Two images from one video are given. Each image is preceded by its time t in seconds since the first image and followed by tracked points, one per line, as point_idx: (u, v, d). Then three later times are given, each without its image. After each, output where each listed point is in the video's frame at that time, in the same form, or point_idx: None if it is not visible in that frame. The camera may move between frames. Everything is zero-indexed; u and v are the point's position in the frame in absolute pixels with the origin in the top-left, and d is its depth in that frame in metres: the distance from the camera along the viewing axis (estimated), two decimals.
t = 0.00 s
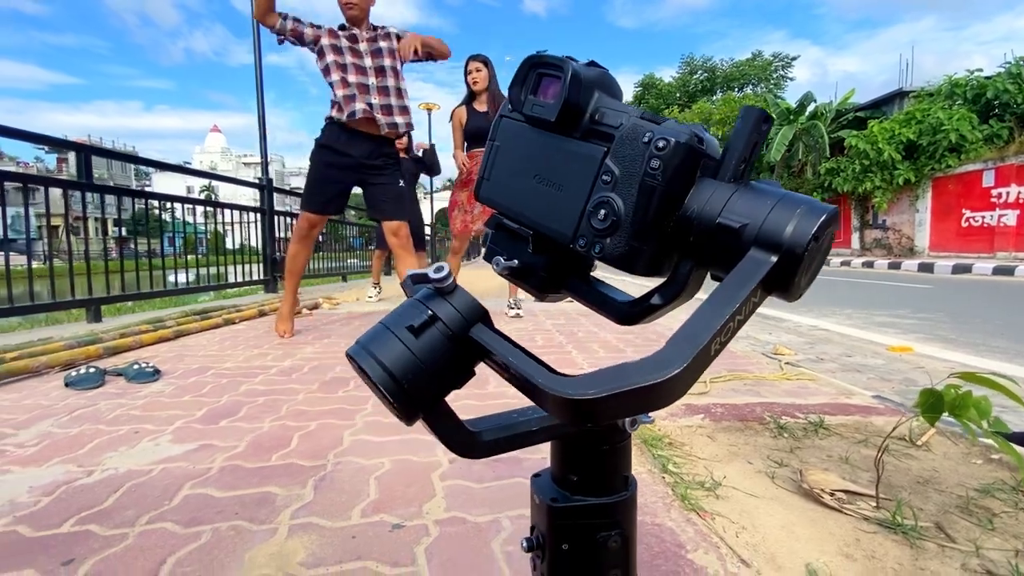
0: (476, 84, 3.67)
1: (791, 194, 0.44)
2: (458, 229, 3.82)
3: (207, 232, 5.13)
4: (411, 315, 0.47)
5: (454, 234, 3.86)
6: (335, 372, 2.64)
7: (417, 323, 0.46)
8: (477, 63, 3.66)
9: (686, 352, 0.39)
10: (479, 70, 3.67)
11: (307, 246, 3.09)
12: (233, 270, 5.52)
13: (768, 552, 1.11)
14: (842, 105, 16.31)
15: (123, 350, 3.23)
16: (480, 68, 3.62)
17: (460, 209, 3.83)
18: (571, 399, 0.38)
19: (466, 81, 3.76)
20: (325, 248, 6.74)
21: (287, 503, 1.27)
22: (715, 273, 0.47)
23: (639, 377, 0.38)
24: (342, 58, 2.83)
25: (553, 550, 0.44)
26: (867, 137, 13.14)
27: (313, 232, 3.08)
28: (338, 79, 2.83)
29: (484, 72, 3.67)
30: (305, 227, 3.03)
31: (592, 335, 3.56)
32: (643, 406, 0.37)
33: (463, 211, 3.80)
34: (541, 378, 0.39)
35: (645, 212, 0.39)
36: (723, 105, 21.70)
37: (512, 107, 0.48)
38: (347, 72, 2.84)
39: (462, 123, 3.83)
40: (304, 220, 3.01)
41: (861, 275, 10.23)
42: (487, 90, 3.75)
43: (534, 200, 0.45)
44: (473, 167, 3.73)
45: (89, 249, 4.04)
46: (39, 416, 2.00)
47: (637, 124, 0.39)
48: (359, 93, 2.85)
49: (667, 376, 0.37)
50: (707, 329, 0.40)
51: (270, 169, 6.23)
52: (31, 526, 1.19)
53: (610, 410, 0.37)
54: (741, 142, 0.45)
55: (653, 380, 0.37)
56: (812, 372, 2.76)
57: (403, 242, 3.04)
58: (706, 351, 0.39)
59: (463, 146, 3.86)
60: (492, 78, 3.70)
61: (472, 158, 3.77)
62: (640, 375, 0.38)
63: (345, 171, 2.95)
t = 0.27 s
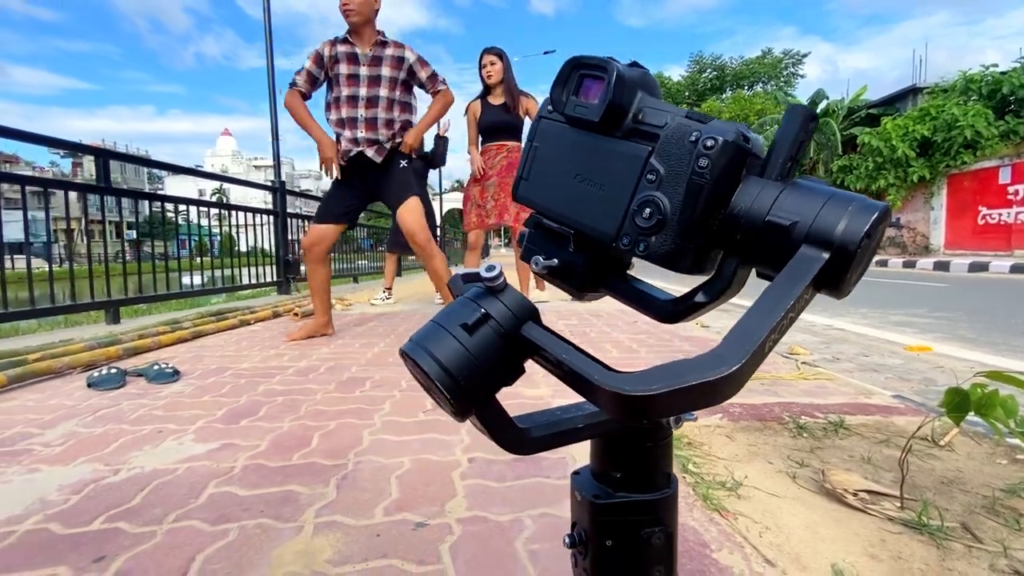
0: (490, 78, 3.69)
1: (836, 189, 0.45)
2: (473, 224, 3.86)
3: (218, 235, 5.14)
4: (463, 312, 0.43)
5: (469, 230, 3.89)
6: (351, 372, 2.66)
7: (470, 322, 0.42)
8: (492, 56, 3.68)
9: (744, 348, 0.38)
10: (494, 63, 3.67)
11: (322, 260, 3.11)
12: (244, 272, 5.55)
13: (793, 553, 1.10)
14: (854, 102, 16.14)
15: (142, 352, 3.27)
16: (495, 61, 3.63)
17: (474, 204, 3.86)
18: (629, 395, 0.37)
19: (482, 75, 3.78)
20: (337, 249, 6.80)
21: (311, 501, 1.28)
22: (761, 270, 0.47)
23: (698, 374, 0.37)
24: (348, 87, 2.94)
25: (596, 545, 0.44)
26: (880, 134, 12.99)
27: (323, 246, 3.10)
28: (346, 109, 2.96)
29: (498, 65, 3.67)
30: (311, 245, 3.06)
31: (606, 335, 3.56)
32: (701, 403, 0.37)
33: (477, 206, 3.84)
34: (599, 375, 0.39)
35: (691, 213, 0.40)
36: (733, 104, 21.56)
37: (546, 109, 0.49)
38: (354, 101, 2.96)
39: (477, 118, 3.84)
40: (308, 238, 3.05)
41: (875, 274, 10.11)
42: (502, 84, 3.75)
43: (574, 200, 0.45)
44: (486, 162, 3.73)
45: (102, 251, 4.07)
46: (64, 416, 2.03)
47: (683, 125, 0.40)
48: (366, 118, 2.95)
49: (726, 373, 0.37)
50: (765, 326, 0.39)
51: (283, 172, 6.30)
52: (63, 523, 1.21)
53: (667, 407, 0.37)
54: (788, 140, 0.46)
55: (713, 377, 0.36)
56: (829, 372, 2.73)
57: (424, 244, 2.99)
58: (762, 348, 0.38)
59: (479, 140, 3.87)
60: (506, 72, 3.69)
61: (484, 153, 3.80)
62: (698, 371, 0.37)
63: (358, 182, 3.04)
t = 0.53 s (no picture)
0: (496, 82, 3.66)
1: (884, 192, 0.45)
2: (478, 225, 3.86)
3: (231, 237, 5.18)
4: (507, 318, 0.43)
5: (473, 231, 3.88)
6: (366, 374, 2.68)
7: (520, 327, 0.42)
8: (499, 58, 3.64)
9: (794, 354, 0.39)
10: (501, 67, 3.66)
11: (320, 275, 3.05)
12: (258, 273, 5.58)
13: (818, 556, 1.09)
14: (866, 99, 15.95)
15: (160, 353, 3.32)
16: (501, 64, 3.61)
17: (478, 205, 3.87)
18: (680, 400, 0.38)
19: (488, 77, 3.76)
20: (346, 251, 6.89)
21: (333, 502, 1.29)
22: (804, 274, 0.47)
23: (750, 379, 0.38)
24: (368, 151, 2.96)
25: (634, 549, 0.45)
26: (894, 131, 12.82)
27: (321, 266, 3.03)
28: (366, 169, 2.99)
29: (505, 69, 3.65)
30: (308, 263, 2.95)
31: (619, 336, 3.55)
32: (753, 407, 0.37)
33: (480, 207, 3.83)
34: (648, 380, 0.39)
35: (731, 219, 0.41)
36: (743, 102, 21.40)
37: (582, 115, 0.49)
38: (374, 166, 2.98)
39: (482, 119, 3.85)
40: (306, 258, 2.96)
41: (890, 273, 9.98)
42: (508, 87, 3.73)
43: (611, 204, 0.45)
44: (489, 162, 3.74)
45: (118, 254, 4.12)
46: (87, 417, 2.06)
47: (724, 129, 0.41)
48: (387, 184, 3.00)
49: (779, 378, 0.37)
50: (813, 332, 0.40)
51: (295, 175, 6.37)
52: (92, 523, 1.23)
53: (719, 410, 0.37)
54: (836, 144, 0.46)
55: (766, 381, 0.37)
56: (846, 372, 2.70)
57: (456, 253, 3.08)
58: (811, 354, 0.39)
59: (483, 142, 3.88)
60: (513, 74, 3.68)
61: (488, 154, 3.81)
62: (750, 376, 0.38)
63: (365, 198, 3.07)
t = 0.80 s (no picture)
0: (504, 84, 3.67)
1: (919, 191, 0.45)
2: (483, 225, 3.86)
3: (242, 239, 5.23)
4: (542, 318, 0.43)
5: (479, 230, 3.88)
6: (380, 374, 2.69)
7: (555, 328, 0.42)
8: (506, 61, 3.64)
9: (833, 353, 0.39)
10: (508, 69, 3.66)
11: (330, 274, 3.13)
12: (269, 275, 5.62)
13: (840, 557, 1.09)
14: (880, 96, 15.76)
15: (177, 354, 3.36)
16: (507, 66, 3.61)
17: (484, 205, 3.85)
18: (720, 398, 0.38)
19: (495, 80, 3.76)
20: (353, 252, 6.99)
21: (351, 501, 1.31)
22: (838, 272, 0.47)
23: (791, 377, 0.38)
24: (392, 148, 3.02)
25: (664, 548, 0.45)
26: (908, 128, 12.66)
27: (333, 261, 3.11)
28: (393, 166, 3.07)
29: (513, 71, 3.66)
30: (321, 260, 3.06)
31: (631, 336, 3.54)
32: (794, 405, 0.38)
33: (486, 207, 3.82)
34: (689, 380, 0.39)
35: (763, 220, 0.41)
36: (753, 100, 21.24)
37: (609, 116, 0.50)
38: (398, 163, 3.05)
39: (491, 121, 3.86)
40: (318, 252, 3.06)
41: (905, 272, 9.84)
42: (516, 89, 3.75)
43: (639, 205, 0.45)
44: (496, 162, 3.74)
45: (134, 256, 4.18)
46: (108, 417, 2.10)
47: (757, 130, 0.41)
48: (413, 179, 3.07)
49: (821, 377, 0.37)
50: (853, 331, 0.40)
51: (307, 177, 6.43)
52: (116, 521, 1.25)
53: (760, 409, 0.38)
54: (867, 142, 0.46)
55: (809, 380, 0.37)
56: (863, 372, 2.67)
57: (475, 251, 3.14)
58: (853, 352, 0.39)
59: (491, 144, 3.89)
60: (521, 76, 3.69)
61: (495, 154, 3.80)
62: (791, 375, 0.38)
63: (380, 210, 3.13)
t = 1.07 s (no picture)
0: (512, 87, 3.67)
1: (952, 193, 0.45)
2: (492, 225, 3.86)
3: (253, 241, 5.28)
4: (572, 320, 0.44)
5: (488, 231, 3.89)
6: (393, 375, 2.71)
7: (585, 328, 0.43)
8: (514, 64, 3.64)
9: (868, 354, 0.40)
10: (516, 71, 3.66)
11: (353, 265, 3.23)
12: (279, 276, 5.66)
13: (859, 560, 1.08)
14: (893, 93, 15.57)
15: (192, 355, 3.41)
16: (516, 69, 3.60)
17: (494, 205, 3.88)
18: (754, 399, 0.39)
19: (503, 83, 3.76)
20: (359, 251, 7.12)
21: (368, 500, 1.32)
22: (869, 273, 0.47)
23: (825, 379, 0.39)
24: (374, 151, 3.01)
25: (690, 548, 0.45)
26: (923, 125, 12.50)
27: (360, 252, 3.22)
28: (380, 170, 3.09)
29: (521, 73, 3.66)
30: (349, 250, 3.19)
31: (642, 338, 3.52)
32: (828, 406, 0.38)
33: (497, 208, 3.84)
34: (723, 382, 0.40)
35: (791, 222, 0.41)
36: (763, 98, 21.12)
37: (635, 117, 0.50)
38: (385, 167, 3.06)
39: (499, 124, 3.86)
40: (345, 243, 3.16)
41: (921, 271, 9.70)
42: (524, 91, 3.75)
43: (665, 207, 0.45)
44: (506, 163, 3.76)
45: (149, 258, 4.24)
46: (127, 417, 2.13)
47: (784, 132, 0.41)
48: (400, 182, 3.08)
49: (856, 378, 0.38)
50: (886, 333, 0.40)
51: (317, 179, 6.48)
52: (138, 519, 1.27)
53: (793, 410, 0.39)
54: (898, 145, 0.46)
55: (844, 382, 0.38)
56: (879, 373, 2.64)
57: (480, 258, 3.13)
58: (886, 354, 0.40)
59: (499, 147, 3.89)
60: (529, 78, 3.68)
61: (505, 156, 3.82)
62: (825, 376, 0.39)
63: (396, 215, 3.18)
